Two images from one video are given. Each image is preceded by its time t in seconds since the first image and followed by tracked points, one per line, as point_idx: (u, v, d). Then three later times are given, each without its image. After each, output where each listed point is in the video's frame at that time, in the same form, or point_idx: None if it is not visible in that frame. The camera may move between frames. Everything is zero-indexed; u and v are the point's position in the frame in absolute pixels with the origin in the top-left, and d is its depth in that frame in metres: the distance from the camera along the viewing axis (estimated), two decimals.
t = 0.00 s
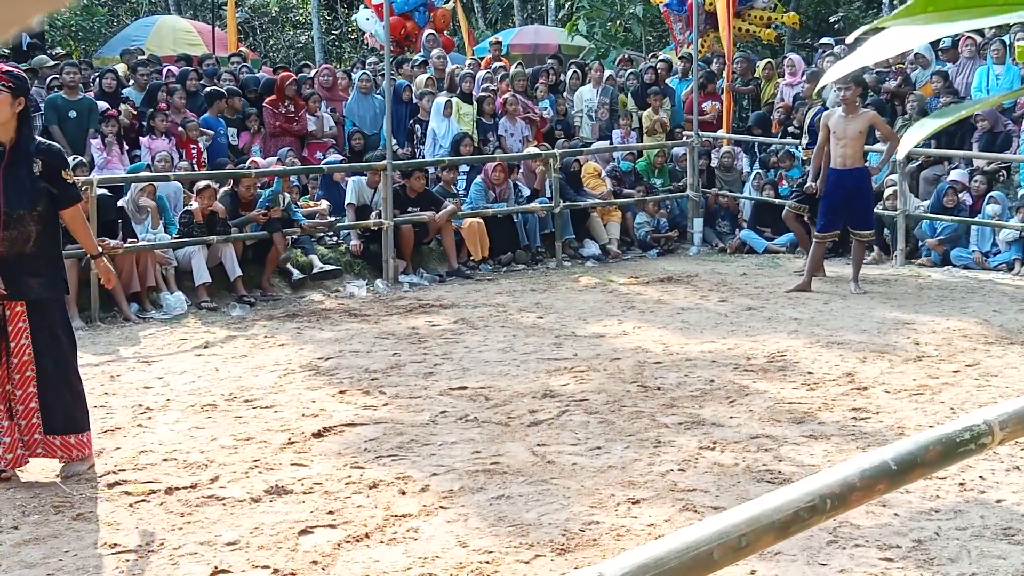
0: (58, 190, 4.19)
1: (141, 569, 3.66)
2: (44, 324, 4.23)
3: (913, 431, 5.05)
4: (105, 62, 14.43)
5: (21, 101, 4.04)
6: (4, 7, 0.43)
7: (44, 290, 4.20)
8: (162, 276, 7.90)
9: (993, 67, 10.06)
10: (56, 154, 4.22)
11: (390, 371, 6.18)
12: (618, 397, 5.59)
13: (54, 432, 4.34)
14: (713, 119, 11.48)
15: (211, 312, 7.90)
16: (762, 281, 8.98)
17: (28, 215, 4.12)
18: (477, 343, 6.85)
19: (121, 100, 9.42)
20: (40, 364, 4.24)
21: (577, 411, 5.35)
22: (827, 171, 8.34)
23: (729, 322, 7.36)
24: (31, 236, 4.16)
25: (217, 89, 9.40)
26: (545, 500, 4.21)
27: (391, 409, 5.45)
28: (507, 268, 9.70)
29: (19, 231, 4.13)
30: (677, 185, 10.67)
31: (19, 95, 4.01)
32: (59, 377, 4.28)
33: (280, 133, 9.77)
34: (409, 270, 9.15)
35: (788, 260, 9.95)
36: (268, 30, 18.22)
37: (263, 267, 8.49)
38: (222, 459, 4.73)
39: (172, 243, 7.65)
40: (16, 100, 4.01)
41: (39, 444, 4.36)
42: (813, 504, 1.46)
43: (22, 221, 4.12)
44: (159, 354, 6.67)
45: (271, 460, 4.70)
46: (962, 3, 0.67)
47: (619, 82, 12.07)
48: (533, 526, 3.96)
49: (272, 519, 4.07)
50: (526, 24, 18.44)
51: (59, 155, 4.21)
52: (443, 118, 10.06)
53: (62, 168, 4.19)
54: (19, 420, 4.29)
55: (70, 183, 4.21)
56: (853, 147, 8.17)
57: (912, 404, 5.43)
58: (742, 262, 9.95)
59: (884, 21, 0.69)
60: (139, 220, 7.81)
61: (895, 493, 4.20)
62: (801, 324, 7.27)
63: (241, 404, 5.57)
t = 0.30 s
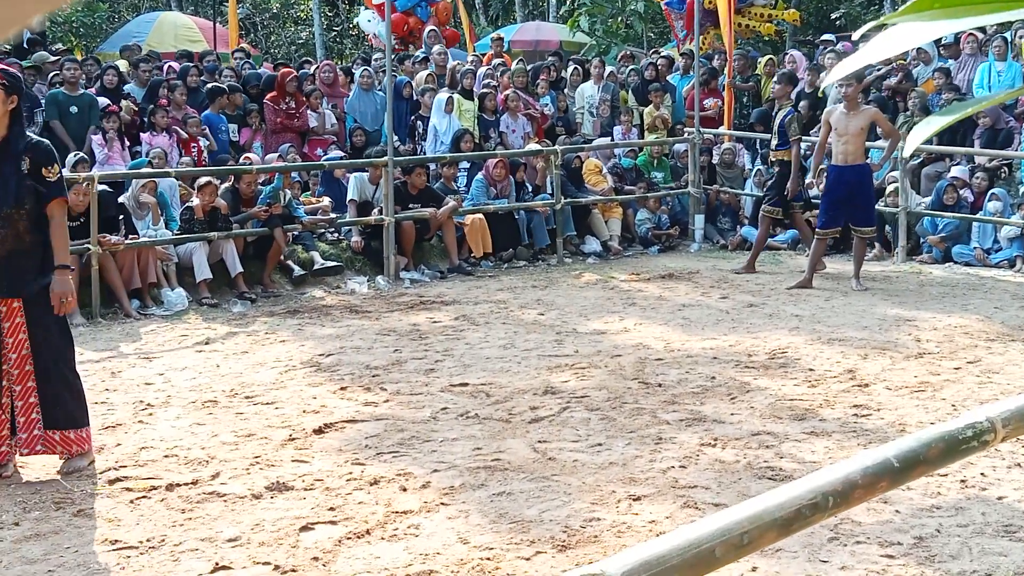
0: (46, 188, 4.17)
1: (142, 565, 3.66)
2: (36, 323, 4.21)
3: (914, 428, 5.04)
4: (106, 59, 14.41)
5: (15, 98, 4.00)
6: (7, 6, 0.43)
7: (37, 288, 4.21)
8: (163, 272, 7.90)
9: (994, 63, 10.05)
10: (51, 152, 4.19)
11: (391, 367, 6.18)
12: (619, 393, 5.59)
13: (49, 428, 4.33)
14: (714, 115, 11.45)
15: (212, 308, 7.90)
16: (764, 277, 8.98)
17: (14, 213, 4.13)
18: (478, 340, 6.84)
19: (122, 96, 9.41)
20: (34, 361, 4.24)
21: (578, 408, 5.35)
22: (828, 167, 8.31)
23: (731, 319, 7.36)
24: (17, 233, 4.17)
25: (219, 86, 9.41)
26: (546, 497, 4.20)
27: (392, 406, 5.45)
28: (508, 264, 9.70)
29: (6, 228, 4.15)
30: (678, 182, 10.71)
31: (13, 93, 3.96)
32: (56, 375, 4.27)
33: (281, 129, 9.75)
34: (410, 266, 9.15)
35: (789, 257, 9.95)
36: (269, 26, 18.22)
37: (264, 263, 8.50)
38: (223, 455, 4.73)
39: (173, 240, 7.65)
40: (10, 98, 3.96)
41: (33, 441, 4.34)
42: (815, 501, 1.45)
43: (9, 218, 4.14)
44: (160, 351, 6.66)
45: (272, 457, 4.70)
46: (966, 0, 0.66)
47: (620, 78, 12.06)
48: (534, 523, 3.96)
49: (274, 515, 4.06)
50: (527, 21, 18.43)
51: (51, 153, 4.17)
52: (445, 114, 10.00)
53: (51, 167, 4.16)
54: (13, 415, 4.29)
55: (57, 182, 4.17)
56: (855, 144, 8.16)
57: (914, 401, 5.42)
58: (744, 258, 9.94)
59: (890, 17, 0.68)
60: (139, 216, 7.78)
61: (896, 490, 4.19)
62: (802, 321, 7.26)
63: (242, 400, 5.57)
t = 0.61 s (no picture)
0: (49, 180, 4.21)
1: (143, 562, 3.66)
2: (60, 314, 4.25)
3: (914, 424, 5.04)
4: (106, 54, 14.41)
5: (13, 91, 4.02)
6: None
7: (56, 279, 4.22)
8: (162, 268, 7.91)
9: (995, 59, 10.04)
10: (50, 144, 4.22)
11: (391, 364, 6.18)
12: (619, 389, 5.59)
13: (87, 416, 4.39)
14: (715, 111, 11.43)
15: (212, 304, 7.90)
16: (764, 273, 8.98)
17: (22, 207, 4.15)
18: (478, 336, 6.84)
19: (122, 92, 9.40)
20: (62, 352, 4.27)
21: (578, 404, 5.35)
22: (828, 163, 8.31)
23: (731, 315, 7.35)
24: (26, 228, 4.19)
25: (221, 82, 9.37)
26: (546, 493, 4.20)
27: (392, 402, 5.45)
28: (508, 260, 9.69)
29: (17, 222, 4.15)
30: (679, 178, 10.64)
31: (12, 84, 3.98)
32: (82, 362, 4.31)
33: (281, 126, 9.74)
34: (410, 262, 9.14)
35: (789, 253, 9.95)
36: (269, 23, 18.20)
37: (264, 259, 8.49)
38: (224, 451, 4.73)
39: (173, 236, 7.65)
40: (8, 89, 3.98)
41: (71, 431, 4.39)
42: (816, 498, 1.45)
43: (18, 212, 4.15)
44: (160, 347, 6.66)
45: (272, 453, 4.70)
46: None
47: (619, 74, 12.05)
48: (534, 519, 3.96)
49: (274, 511, 4.06)
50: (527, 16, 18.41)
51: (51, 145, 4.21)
52: (445, 110, 10.02)
53: (53, 159, 4.20)
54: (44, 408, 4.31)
55: (61, 174, 4.23)
56: (855, 139, 8.16)
57: (914, 398, 5.42)
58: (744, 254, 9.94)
59: (897, 10, 0.67)
60: (139, 212, 7.78)
61: (896, 487, 4.19)
62: (803, 317, 7.26)
63: (242, 396, 5.57)
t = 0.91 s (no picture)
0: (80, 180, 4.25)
1: (141, 560, 3.65)
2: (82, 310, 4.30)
3: (913, 422, 5.04)
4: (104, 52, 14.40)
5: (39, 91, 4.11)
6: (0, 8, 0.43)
7: (77, 280, 4.29)
8: (161, 265, 7.90)
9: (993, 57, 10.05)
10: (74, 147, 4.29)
11: (390, 361, 6.18)
12: (617, 387, 5.59)
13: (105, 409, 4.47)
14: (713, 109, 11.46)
15: (210, 302, 7.89)
16: (762, 271, 8.98)
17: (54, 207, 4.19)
18: (476, 333, 6.84)
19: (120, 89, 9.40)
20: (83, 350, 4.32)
21: (577, 401, 5.35)
22: (826, 161, 8.31)
23: (730, 313, 7.35)
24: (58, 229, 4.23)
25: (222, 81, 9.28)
26: (544, 491, 4.20)
27: (391, 399, 5.44)
28: (507, 258, 9.69)
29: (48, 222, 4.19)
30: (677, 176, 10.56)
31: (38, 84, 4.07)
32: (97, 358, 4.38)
33: (279, 123, 9.75)
34: (408, 260, 9.13)
35: (787, 250, 9.95)
36: (268, 20, 18.19)
37: (262, 257, 8.47)
38: (222, 449, 4.72)
39: (171, 234, 7.64)
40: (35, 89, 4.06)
41: (93, 424, 4.48)
42: (815, 496, 1.45)
43: (52, 212, 4.18)
44: (158, 344, 6.66)
45: (271, 451, 4.70)
46: None
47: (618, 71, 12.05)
48: (532, 517, 3.96)
49: (272, 509, 4.06)
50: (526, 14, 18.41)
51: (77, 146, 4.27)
52: (443, 108, 10.01)
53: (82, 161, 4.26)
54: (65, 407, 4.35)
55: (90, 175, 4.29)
56: (853, 137, 8.15)
57: (912, 395, 5.42)
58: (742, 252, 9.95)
59: (900, 5, 0.66)
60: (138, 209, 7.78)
61: (895, 484, 4.19)
62: (801, 315, 7.27)
63: (241, 394, 5.56)
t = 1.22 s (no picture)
0: (108, 174, 4.28)
1: (141, 557, 3.66)
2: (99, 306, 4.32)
3: (913, 421, 5.04)
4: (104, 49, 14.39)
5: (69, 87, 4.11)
6: None
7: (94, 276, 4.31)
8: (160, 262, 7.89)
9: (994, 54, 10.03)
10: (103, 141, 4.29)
11: (390, 358, 6.18)
12: (617, 384, 5.59)
13: (106, 411, 4.47)
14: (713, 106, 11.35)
15: (210, 299, 7.90)
16: (762, 269, 8.98)
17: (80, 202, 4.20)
18: (477, 331, 6.84)
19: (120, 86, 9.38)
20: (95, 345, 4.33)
21: (577, 399, 5.35)
22: (826, 158, 8.30)
23: (730, 311, 7.35)
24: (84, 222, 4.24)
25: (223, 77, 9.29)
26: (545, 489, 4.20)
27: (391, 397, 5.44)
28: (507, 255, 9.71)
29: (73, 218, 4.20)
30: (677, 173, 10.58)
31: (68, 80, 4.07)
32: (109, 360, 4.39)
33: (279, 120, 9.75)
34: (408, 257, 9.13)
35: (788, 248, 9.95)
36: (267, 17, 18.17)
37: (262, 254, 8.48)
38: (222, 446, 4.72)
39: (170, 231, 7.63)
40: (65, 86, 4.07)
41: (91, 424, 4.46)
42: (816, 495, 1.45)
43: (77, 208, 4.20)
44: (158, 342, 6.66)
45: (271, 448, 4.70)
46: None
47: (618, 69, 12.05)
48: (532, 515, 3.96)
49: (272, 506, 4.06)
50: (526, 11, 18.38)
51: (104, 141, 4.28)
52: (443, 105, 9.93)
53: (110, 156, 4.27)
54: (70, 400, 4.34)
55: (118, 170, 4.30)
56: (853, 135, 8.14)
57: (913, 393, 5.42)
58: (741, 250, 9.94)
59: (904, 4, 0.66)
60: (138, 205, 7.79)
61: (895, 482, 4.19)
62: (801, 312, 7.27)
63: (240, 391, 5.56)
